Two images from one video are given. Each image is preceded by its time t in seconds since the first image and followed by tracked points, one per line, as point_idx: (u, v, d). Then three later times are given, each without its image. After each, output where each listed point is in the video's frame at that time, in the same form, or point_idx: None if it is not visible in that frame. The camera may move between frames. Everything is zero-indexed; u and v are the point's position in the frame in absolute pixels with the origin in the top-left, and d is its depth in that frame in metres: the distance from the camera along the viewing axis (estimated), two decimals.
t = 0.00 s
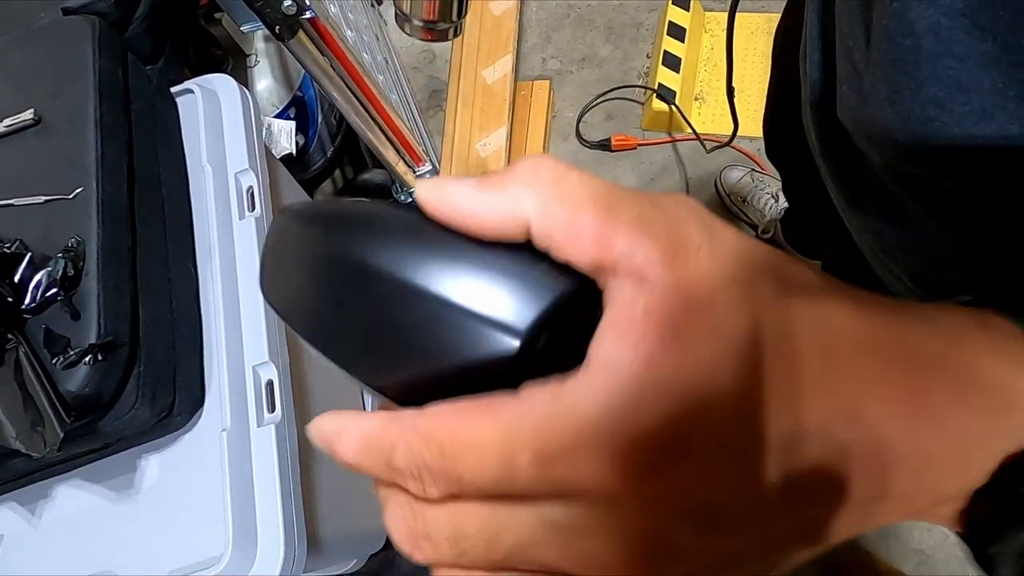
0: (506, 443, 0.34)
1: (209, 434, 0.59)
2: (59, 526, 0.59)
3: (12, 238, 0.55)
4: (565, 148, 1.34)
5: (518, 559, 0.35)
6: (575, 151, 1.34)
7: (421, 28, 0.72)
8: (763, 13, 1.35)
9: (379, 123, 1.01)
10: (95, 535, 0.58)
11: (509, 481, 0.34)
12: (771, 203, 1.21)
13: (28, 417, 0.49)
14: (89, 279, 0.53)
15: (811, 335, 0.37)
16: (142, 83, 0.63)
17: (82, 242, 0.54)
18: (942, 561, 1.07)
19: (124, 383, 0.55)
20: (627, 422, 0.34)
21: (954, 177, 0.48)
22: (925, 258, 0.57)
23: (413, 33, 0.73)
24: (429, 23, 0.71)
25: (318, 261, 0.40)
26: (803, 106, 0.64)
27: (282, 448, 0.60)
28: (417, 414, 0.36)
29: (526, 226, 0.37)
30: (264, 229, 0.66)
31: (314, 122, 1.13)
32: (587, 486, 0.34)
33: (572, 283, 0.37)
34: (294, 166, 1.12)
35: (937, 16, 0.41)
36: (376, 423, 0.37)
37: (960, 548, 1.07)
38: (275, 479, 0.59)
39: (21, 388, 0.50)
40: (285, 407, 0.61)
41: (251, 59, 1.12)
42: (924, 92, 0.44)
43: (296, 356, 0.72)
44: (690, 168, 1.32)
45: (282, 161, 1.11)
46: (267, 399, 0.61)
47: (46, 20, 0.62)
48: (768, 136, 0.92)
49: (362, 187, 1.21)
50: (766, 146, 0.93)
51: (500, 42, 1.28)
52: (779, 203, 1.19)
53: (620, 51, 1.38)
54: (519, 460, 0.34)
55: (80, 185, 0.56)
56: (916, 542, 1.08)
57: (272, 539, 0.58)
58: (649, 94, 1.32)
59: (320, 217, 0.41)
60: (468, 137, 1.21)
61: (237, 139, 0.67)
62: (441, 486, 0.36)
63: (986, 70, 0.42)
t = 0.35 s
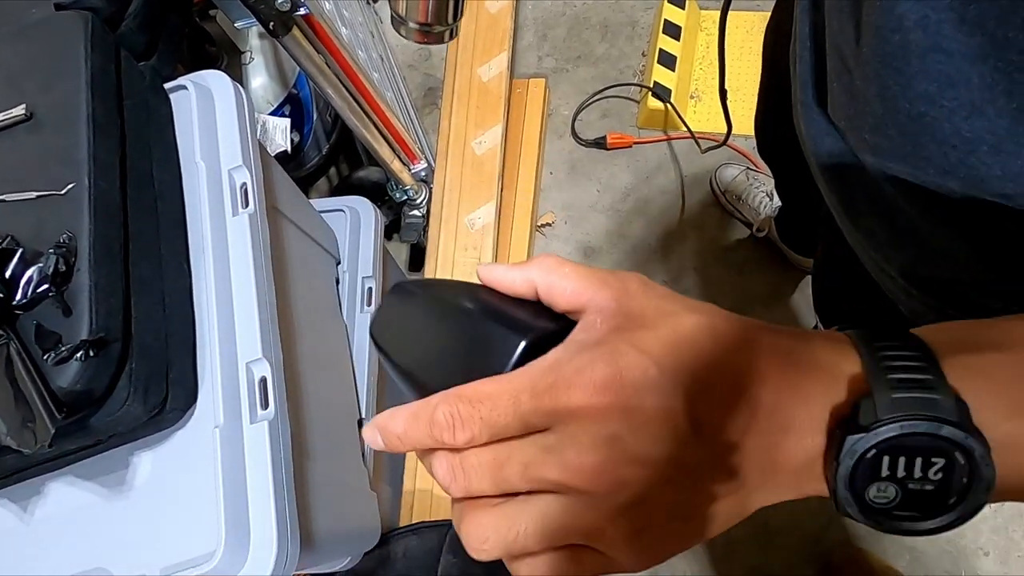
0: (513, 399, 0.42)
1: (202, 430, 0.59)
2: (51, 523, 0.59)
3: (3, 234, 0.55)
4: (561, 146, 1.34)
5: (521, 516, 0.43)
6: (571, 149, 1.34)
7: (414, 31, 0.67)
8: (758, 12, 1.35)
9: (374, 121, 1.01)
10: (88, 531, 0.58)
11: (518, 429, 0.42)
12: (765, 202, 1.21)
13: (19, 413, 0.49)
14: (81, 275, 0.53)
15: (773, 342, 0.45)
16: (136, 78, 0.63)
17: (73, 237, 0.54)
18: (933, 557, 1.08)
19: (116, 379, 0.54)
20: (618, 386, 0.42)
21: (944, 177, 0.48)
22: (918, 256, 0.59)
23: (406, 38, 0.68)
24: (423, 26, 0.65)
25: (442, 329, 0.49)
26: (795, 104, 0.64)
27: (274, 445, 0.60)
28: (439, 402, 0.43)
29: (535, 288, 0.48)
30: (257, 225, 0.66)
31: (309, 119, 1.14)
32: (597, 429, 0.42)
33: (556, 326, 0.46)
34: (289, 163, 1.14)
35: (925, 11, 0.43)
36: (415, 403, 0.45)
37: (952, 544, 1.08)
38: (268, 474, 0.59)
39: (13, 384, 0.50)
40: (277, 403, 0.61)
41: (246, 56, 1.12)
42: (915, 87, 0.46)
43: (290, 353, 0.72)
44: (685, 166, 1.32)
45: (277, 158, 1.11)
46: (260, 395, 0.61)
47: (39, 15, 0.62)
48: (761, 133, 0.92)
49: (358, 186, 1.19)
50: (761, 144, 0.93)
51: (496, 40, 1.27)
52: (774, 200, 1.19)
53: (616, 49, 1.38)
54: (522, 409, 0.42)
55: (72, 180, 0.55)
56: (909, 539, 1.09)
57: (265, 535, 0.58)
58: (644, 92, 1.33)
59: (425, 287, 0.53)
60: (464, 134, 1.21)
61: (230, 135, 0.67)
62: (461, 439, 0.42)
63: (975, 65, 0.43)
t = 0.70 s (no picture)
0: (504, 387, 0.42)
1: (195, 425, 0.59)
2: (42, 519, 0.59)
3: None
4: (556, 142, 1.34)
5: (514, 506, 0.43)
6: (566, 145, 1.34)
7: (405, 28, 0.68)
8: (752, 9, 1.35)
9: (368, 117, 1.01)
10: (80, 527, 0.58)
11: (510, 419, 0.42)
12: (759, 198, 1.22)
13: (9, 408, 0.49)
14: (71, 269, 0.53)
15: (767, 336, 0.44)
16: (127, 73, 0.63)
17: (64, 232, 0.53)
18: (927, 552, 1.08)
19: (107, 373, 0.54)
20: (610, 374, 0.42)
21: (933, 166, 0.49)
22: (912, 248, 0.59)
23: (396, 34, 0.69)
24: (413, 23, 0.67)
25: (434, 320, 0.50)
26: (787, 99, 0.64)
27: (267, 440, 0.59)
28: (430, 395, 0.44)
29: (526, 280, 0.49)
30: (250, 221, 0.65)
31: (304, 115, 1.14)
32: (588, 417, 0.41)
33: (545, 317, 0.47)
34: (283, 160, 1.14)
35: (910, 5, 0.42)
36: (407, 393, 0.46)
37: (944, 539, 1.08)
38: (261, 469, 0.58)
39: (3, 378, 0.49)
40: (271, 399, 0.61)
41: (240, 52, 1.11)
42: (901, 80, 0.46)
43: (283, 348, 0.72)
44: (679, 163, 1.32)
45: (272, 155, 1.11)
46: (253, 389, 0.61)
47: (30, 9, 0.61)
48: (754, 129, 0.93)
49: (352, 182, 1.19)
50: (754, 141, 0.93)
51: (490, 36, 1.27)
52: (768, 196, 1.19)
53: (611, 46, 1.38)
54: (513, 397, 0.42)
55: (63, 175, 0.55)
56: (903, 534, 1.09)
57: (258, 531, 0.57)
58: (638, 89, 1.33)
59: (416, 280, 0.54)
60: (458, 131, 1.21)
61: (223, 130, 0.67)
62: (453, 429, 0.43)
63: (961, 58, 0.43)
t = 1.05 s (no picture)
0: (519, 381, 0.42)
1: (192, 419, 0.59)
2: (38, 513, 0.59)
3: None
4: (553, 140, 1.34)
5: (527, 501, 0.44)
6: (563, 143, 1.34)
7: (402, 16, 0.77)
8: (748, 7, 1.36)
9: (366, 113, 1.01)
10: (77, 522, 0.58)
11: (524, 412, 0.42)
12: (756, 194, 1.22)
13: (6, 401, 0.49)
14: (69, 262, 0.52)
15: (773, 324, 0.44)
16: (124, 67, 0.62)
17: (61, 225, 0.53)
18: (922, 547, 1.09)
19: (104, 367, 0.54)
20: (623, 367, 0.42)
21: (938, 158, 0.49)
22: (910, 241, 0.60)
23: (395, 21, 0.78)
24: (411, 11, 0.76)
25: (436, 306, 0.52)
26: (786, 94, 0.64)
27: (264, 434, 0.59)
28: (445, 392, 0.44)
29: (532, 268, 0.49)
30: (247, 215, 0.65)
31: (300, 112, 1.13)
32: (601, 412, 0.41)
33: (554, 306, 0.47)
34: (282, 156, 1.12)
35: None
36: (419, 389, 0.46)
37: (939, 534, 1.09)
38: (259, 464, 0.58)
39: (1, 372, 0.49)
40: (269, 393, 0.61)
41: (237, 48, 1.11)
42: (905, 72, 0.46)
43: (281, 343, 0.72)
44: (677, 160, 1.32)
45: (269, 152, 1.11)
46: (251, 384, 0.61)
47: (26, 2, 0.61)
48: (751, 126, 0.93)
49: (349, 178, 1.19)
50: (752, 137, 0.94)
51: (487, 33, 1.27)
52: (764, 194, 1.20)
53: (608, 43, 1.38)
54: (528, 391, 0.42)
55: (60, 167, 0.55)
56: (897, 529, 1.10)
57: (257, 525, 0.57)
58: (635, 87, 1.33)
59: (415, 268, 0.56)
60: (456, 127, 1.21)
61: (220, 125, 0.67)
62: (466, 424, 0.43)
63: (965, 50, 0.44)
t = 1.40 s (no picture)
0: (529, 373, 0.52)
1: (184, 417, 0.59)
2: (29, 513, 0.59)
3: None
4: (547, 138, 1.34)
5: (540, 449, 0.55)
6: (557, 141, 1.34)
7: None
8: (743, 5, 1.36)
9: (359, 110, 1.01)
10: (68, 521, 0.58)
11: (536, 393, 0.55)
12: (750, 192, 1.22)
13: None
14: (58, 260, 0.52)
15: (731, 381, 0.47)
16: (115, 65, 0.62)
17: (51, 223, 0.53)
18: (915, 543, 1.09)
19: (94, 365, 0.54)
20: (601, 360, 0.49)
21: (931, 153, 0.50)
22: (903, 239, 0.59)
23: None
24: None
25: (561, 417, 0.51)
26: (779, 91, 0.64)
27: (256, 431, 0.59)
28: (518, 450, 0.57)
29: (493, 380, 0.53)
30: (239, 213, 0.65)
31: (294, 110, 1.12)
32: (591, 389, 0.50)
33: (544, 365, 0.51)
34: (276, 155, 1.13)
35: None
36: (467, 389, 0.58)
37: (932, 530, 1.09)
38: (250, 461, 0.58)
39: None
40: (261, 391, 0.61)
41: (230, 46, 1.11)
42: (895, 66, 0.46)
43: (274, 341, 0.72)
44: (670, 159, 1.32)
45: (262, 150, 1.11)
46: (243, 382, 0.61)
47: None
48: (745, 124, 0.93)
49: (343, 176, 1.19)
50: (745, 135, 0.94)
51: (481, 31, 1.27)
52: (758, 192, 1.20)
53: (602, 41, 1.38)
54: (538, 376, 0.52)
55: (50, 165, 0.55)
56: (890, 526, 1.10)
57: (249, 524, 0.57)
58: (629, 85, 1.33)
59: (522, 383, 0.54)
60: (450, 126, 1.21)
61: (213, 123, 0.67)
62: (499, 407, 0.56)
63: (953, 44, 0.44)
